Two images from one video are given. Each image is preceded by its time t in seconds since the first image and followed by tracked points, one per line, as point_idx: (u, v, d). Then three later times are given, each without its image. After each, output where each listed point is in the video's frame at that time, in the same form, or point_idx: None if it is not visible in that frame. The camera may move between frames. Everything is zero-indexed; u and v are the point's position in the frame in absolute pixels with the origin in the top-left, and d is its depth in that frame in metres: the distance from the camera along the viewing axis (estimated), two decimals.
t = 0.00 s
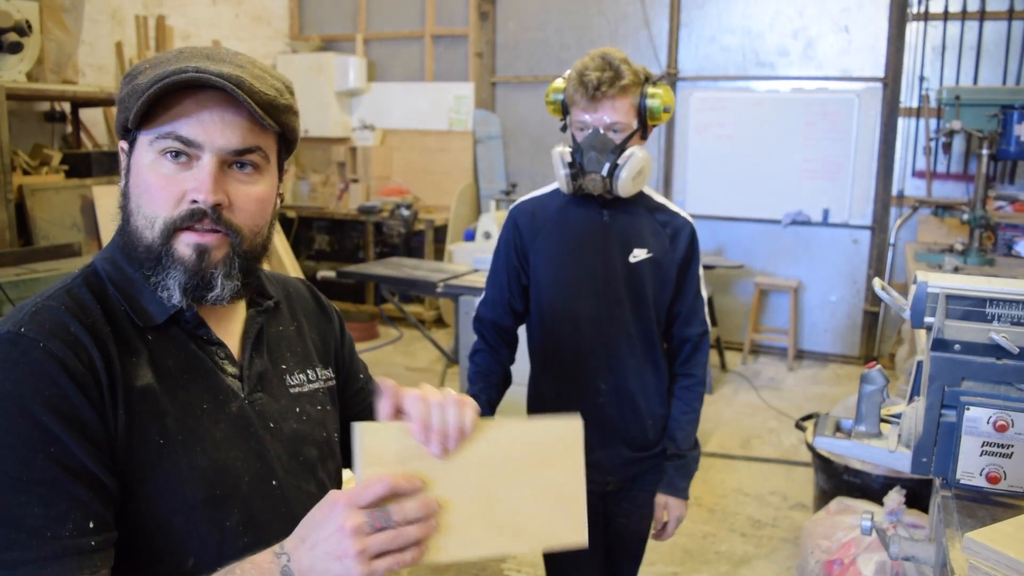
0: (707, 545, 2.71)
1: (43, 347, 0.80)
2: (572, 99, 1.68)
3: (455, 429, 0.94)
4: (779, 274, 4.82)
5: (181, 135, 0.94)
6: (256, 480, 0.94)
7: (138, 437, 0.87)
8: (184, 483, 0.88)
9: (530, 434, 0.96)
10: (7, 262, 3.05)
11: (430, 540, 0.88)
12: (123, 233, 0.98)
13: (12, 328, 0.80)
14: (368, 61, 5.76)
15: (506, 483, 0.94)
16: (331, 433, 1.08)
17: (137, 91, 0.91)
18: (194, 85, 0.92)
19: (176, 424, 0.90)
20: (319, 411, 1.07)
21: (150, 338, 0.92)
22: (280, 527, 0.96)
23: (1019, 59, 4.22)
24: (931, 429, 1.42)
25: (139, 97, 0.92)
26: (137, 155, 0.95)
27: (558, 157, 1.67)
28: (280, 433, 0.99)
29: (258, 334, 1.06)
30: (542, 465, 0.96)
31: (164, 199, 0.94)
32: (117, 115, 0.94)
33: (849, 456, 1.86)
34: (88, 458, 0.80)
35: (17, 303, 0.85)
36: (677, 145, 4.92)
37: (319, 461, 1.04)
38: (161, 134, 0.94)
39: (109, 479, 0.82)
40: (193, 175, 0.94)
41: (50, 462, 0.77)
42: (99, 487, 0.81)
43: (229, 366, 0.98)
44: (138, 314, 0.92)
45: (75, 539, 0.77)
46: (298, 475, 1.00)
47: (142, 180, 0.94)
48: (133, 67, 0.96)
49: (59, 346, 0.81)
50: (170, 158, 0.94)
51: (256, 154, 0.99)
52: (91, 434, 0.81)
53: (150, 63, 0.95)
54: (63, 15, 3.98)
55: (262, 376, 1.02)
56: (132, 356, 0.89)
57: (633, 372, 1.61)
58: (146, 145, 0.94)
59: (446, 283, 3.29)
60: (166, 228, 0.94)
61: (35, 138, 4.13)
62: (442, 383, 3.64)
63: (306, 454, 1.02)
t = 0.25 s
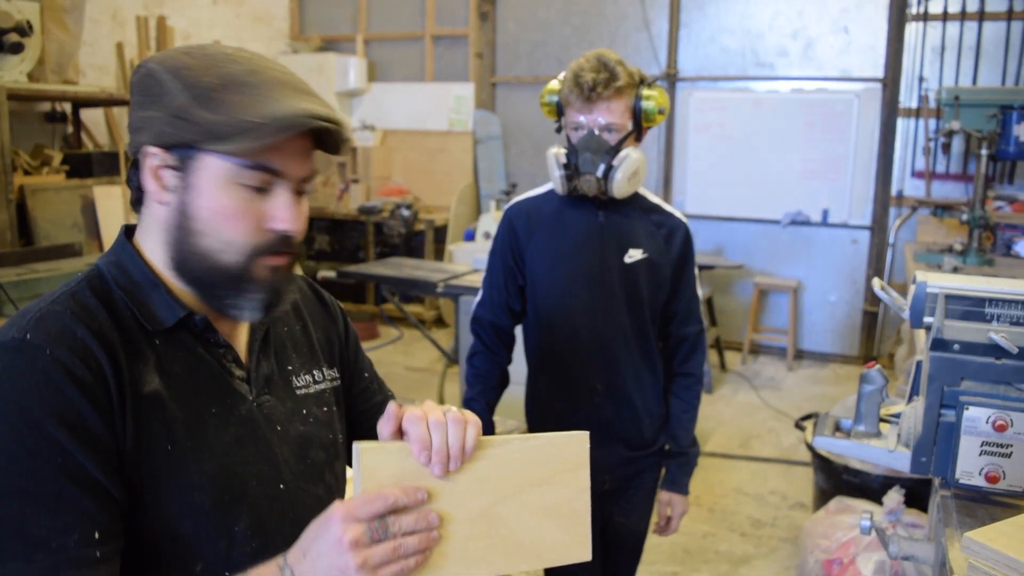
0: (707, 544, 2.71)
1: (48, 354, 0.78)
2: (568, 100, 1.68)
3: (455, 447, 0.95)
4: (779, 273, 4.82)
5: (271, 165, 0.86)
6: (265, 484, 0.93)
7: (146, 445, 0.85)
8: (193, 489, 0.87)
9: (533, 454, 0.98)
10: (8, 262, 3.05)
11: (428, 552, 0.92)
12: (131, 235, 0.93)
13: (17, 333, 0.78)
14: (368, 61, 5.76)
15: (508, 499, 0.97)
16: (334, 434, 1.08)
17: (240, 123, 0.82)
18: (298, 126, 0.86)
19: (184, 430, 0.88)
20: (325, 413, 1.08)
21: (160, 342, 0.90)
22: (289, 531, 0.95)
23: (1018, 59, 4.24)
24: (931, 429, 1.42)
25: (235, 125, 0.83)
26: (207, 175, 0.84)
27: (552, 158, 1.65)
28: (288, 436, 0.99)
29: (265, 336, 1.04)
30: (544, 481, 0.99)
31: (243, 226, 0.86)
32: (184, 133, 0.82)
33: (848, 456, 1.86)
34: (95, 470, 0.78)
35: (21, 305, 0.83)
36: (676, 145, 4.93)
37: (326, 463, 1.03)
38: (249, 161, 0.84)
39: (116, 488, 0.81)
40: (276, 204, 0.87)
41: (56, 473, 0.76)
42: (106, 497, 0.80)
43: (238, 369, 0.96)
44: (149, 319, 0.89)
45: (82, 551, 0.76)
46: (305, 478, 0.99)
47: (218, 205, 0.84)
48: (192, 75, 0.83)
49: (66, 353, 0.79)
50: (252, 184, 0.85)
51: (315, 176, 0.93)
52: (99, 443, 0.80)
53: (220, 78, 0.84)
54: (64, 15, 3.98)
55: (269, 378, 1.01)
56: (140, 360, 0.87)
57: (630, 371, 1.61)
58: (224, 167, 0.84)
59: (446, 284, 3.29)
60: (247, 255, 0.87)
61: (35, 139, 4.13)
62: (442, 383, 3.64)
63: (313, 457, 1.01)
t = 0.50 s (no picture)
0: (707, 545, 2.71)
1: (46, 369, 0.80)
2: (562, 98, 1.69)
3: (543, 440, 1.05)
4: (779, 274, 4.82)
5: (322, 176, 0.94)
6: (266, 491, 0.95)
7: (149, 457, 0.87)
8: (194, 498, 0.89)
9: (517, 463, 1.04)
10: (8, 262, 3.05)
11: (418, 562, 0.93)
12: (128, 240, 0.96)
13: (16, 349, 0.80)
14: (368, 61, 5.76)
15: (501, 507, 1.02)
16: (334, 438, 1.08)
17: (307, 138, 0.89)
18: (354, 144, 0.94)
19: (185, 440, 0.90)
20: (327, 416, 1.09)
21: (161, 352, 0.92)
22: (293, 538, 0.96)
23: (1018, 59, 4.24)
24: (931, 429, 1.42)
25: (303, 141, 0.89)
26: (261, 184, 0.90)
27: (547, 155, 1.67)
28: (290, 440, 1.00)
29: (266, 342, 1.06)
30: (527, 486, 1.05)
31: (289, 233, 0.93)
32: (246, 141, 0.87)
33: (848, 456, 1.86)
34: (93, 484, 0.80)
35: (21, 319, 0.85)
36: (676, 146, 4.93)
37: (327, 467, 1.04)
38: (305, 173, 0.92)
39: (113, 502, 0.82)
40: (319, 214, 0.96)
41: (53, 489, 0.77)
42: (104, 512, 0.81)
43: (239, 375, 0.98)
44: (153, 330, 0.91)
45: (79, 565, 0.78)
46: (308, 482, 1.00)
47: (268, 213, 0.91)
48: (248, 87, 0.88)
49: (64, 368, 0.81)
50: (300, 194, 0.93)
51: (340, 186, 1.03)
52: (98, 458, 0.81)
53: (275, 92, 0.90)
54: (64, 14, 3.98)
55: (270, 383, 1.02)
56: (141, 372, 0.89)
57: (628, 372, 1.61)
58: (281, 177, 0.91)
59: (446, 284, 3.29)
60: (289, 260, 0.94)
61: (35, 139, 4.13)
62: (442, 383, 3.64)
63: (313, 461, 1.02)
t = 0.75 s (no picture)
0: (707, 545, 2.70)
1: (44, 373, 0.79)
2: (560, 98, 1.68)
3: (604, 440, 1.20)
4: (779, 273, 4.81)
5: (310, 185, 0.92)
6: (267, 491, 0.94)
7: (149, 458, 0.86)
8: (194, 499, 0.88)
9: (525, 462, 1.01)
10: (7, 262, 3.05)
11: None
12: (126, 239, 0.96)
13: (14, 352, 0.79)
14: (368, 61, 5.75)
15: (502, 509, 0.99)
16: (335, 437, 1.08)
17: (290, 148, 0.87)
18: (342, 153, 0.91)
19: (185, 441, 0.89)
20: (327, 416, 1.08)
21: (160, 353, 0.91)
22: (295, 538, 0.96)
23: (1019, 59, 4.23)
24: (931, 429, 1.42)
25: (285, 151, 0.87)
26: (248, 192, 0.89)
27: (545, 155, 1.65)
28: (291, 440, 1.00)
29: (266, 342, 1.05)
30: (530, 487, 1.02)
31: (276, 242, 0.92)
32: (230, 148, 0.86)
33: (849, 456, 1.85)
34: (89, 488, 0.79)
35: (20, 322, 0.84)
36: (677, 145, 4.92)
37: (328, 466, 1.04)
38: (291, 182, 0.90)
39: (110, 505, 0.81)
40: (309, 223, 0.94)
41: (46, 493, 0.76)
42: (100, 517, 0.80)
43: (240, 375, 0.97)
44: (152, 332, 0.90)
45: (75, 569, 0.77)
46: (308, 481, 1.00)
47: (255, 220, 0.90)
48: (236, 92, 0.87)
49: (61, 372, 0.80)
50: (288, 203, 0.91)
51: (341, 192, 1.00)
52: (95, 462, 0.80)
53: (264, 97, 0.88)
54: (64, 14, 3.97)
55: (271, 383, 1.02)
56: (140, 374, 0.88)
57: (626, 371, 1.61)
58: (267, 185, 0.89)
59: (446, 283, 3.28)
60: (276, 269, 0.93)
61: (35, 139, 4.12)
62: (442, 383, 3.63)
63: (315, 461, 1.02)
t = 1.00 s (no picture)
0: (708, 546, 2.70)
1: (61, 365, 0.76)
2: (554, 99, 1.66)
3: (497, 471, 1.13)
4: (779, 273, 4.81)
5: (278, 188, 0.86)
6: (279, 485, 0.92)
7: (162, 452, 0.83)
8: (209, 494, 0.86)
9: (546, 495, 0.97)
10: (6, 262, 3.04)
11: None
12: (140, 236, 0.93)
13: (30, 344, 0.76)
14: (368, 60, 5.75)
15: (521, 544, 0.96)
16: (340, 434, 1.06)
17: (244, 149, 0.82)
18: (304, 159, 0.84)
19: (200, 436, 0.87)
20: (334, 414, 1.07)
21: (174, 348, 0.88)
22: (304, 533, 0.95)
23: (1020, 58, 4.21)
24: (932, 429, 1.40)
25: (238, 153, 0.82)
26: (215, 189, 0.84)
27: (540, 157, 1.62)
28: (301, 436, 0.98)
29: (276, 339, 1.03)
30: (553, 523, 0.98)
31: (245, 246, 0.87)
32: (193, 145, 0.83)
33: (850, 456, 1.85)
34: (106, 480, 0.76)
35: (32, 316, 0.81)
36: (677, 145, 4.92)
37: (334, 464, 1.03)
38: (255, 184, 0.85)
39: (125, 500, 0.79)
40: (281, 229, 0.88)
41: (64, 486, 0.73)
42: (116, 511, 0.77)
43: (251, 372, 0.95)
44: (164, 326, 0.88)
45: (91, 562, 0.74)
46: (316, 478, 0.99)
47: (221, 223, 0.85)
48: (211, 90, 0.83)
49: (80, 365, 0.77)
50: (257, 207, 0.86)
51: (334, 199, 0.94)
52: (112, 456, 0.78)
53: (237, 97, 0.83)
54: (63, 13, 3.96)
55: (281, 380, 1.00)
56: (155, 368, 0.86)
57: (621, 372, 1.60)
58: (233, 187, 0.84)
59: (446, 284, 3.27)
60: (247, 274, 0.88)
61: (34, 138, 4.11)
62: (442, 384, 3.62)
63: (323, 459, 1.01)
